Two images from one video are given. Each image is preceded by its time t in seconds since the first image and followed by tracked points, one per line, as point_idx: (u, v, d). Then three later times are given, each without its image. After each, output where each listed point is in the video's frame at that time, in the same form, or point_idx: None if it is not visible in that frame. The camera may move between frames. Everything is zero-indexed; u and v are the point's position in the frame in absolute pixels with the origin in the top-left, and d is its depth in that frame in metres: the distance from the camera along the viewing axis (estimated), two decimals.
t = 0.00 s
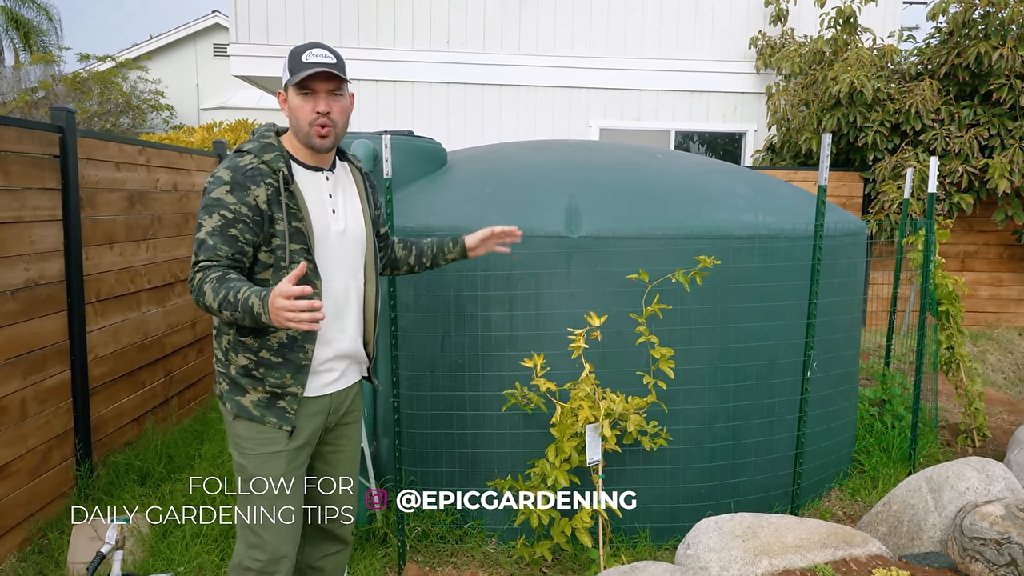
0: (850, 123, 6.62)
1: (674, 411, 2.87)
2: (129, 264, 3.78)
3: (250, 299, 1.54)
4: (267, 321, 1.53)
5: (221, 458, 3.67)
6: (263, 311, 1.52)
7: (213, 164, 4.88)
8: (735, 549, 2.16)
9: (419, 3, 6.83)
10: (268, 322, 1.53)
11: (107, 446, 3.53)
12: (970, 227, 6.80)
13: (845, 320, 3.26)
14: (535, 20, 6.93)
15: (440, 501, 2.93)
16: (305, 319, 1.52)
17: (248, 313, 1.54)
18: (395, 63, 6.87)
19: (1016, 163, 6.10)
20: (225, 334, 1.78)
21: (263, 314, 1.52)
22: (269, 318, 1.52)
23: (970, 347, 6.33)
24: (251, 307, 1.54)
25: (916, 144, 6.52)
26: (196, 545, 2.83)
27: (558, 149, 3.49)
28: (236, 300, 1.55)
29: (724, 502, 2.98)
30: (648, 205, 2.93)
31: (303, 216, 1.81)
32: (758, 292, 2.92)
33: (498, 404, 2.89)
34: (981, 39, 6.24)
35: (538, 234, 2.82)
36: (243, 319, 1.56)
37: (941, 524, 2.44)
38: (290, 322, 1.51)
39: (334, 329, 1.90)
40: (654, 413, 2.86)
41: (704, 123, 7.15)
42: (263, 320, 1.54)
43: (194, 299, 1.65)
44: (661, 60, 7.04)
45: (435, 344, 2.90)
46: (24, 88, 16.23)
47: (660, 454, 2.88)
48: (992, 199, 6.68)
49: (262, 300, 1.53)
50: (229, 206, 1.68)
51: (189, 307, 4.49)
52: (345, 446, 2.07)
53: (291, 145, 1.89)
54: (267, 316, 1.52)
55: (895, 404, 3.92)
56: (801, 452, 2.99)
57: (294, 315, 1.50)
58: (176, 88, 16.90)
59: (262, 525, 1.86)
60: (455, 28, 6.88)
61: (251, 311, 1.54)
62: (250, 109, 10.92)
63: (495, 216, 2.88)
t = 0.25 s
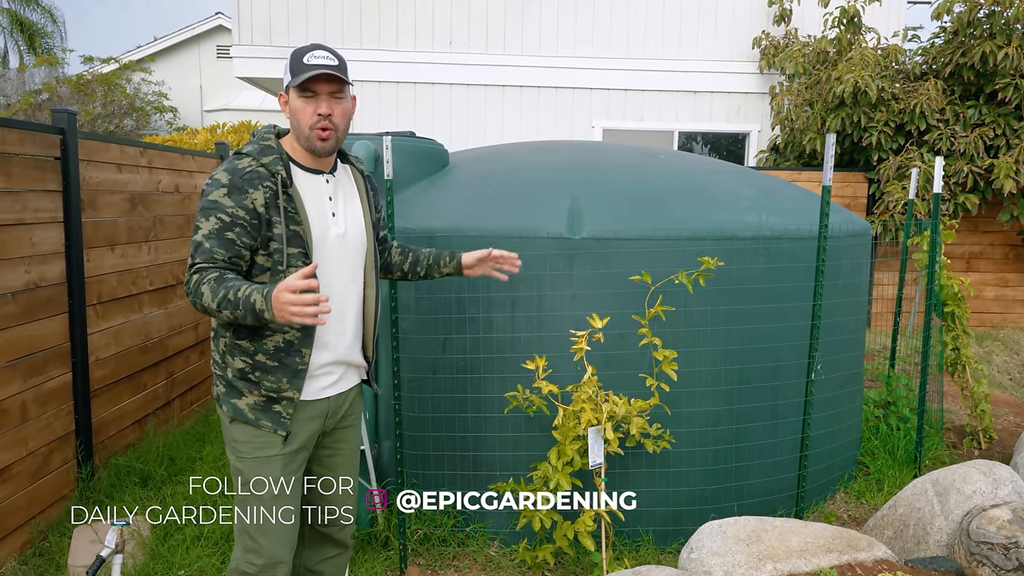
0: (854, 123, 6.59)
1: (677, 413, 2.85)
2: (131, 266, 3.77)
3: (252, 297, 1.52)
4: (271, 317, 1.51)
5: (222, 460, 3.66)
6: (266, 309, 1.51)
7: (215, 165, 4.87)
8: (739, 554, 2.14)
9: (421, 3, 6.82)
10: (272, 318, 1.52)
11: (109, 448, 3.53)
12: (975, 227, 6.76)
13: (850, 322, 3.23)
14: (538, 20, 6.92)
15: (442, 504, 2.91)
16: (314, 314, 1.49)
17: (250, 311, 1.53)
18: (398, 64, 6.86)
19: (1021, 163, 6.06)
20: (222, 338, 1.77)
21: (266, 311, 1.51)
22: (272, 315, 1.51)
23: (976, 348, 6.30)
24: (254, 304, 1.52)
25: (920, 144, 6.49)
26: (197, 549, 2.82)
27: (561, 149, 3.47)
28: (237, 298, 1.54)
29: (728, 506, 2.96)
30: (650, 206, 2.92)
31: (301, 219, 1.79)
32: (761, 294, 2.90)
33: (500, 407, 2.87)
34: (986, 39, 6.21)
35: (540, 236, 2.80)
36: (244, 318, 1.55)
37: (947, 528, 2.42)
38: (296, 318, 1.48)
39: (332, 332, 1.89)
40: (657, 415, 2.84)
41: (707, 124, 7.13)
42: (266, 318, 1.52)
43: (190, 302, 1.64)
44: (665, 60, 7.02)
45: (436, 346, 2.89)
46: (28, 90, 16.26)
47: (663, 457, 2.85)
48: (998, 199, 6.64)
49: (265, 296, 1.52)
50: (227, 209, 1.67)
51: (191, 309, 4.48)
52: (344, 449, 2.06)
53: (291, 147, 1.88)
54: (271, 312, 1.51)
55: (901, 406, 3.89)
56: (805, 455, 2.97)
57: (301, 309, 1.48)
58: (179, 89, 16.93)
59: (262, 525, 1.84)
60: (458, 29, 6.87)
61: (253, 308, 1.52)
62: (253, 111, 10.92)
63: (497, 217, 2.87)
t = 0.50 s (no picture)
0: (857, 123, 6.57)
1: (679, 415, 2.84)
2: (132, 267, 3.76)
3: (278, 272, 1.53)
4: (301, 288, 1.52)
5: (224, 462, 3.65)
6: (294, 279, 1.52)
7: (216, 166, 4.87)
8: (741, 557, 2.13)
9: (423, 4, 6.81)
10: (301, 288, 1.52)
11: (110, 449, 3.52)
12: (979, 227, 6.73)
13: (853, 323, 3.22)
14: (540, 21, 6.91)
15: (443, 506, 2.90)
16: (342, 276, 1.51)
17: (277, 286, 1.53)
18: (400, 65, 6.85)
19: None
20: (225, 338, 1.76)
21: (295, 282, 1.52)
22: (303, 283, 1.52)
23: (980, 349, 6.27)
24: (281, 279, 1.53)
25: (924, 144, 6.47)
26: (197, 551, 2.81)
27: (562, 150, 3.46)
28: (261, 277, 1.54)
29: (731, 508, 2.94)
30: (652, 207, 2.90)
31: (302, 217, 1.79)
32: (764, 295, 2.89)
33: (501, 409, 2.86)
34: (990, 39, 6.18)
35: (542, 236, 2.79)
36: (270, 295, 1.55)
37: (951, 531, 2.41)
38: (331, 280, 1.50)
39: (333, 333, 1.88)
40: (660, 417, 2.83)
41: (710, 124, 7.11)
42: (294, 289, 1.53)
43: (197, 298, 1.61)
44: (667, 60, 7.01)
45: (437, 347, 2.87)
46: (31, 91, 16.28)
47: (665, 459, 2.84)
48: (1001, 199, 6.62)
49: (292, 268, 1.53)
50: (231, 205, 1.65)
51: (193, 310, 4.48)
52: (345, 451, 2.05)
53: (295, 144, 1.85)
54: (300, 280, 1.51)
55: (904, 407, 3.87)
56: (808, 457, 2.95)
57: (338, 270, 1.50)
58: (181, 90, 16.95)
59: (264, 526, 1.83)
60: (460, 30, 6.86)
61: (280, 283, 1.53)
62: (255, 112, 10.91)
63: (498, 218, 2.86)
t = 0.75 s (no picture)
0: (860, 123, 6.55)
1: (681, 416, 2.83)
2: (133, 268, 3.76)
3: (294, 302, 1.54)
4: (312, 324, 1.54)
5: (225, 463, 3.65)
6: (309, 316, 1.54)
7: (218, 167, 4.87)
8: (743, 560, 2.12)
9: (425, 4, 6.81)
10: (312, 325, 1.55)
11: (110, 451, 3.52)
12: (982, 228, 6.71)
13: (856, 325, 3.20)
14: (541, 21, 6.90)
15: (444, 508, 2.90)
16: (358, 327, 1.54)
17: (288, 314, 1.55)
18: (401, 65, 6.85)
19: None
20: (224, 339, 1.75)
21: (308, 318, 1.54)
22: (316, 323, 1.54)
23: (983, 350, 6.26)
24: (294, 309, 1.54)
25: (927, 144, 6.45)
26: (198, 552, 2.80)
27: (564, 150, 3.45)
28: (273, 299, 1.55)
29: (733, 510, 2.93)
30: (654, 207, 2.89)
31: (309, 216, 1.78)
32: (767, 296, 2.88)
33: (503, 410, 2.85)
34: (993, 39, 6.17)
35: (543, 237, 2.78)
36: (275, 319, 1.56)
37: (955, 534, 2.39)
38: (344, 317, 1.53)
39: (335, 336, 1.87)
40: (661, 419, 2.82)
41: (712, 125, 7.11)
42: (305, 325, 1.55)
43: (187, 288, 1.58)
44: (669, 61, 7.00)
45: (438, 349, 2.87)
46: (34, 92, 16.31)
47: (667, 461, 2.83)
48: (1004, 200, 6.60)
49: (310, 304, 1.55)
50: (235, 200, 1.65)
51: (194, 311, 4.48)
52: (348, 453, 2.04)
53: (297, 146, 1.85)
54: (314, 319, 1.54)
55: (907, 409, 3.85)
56: (811, 459, 2.94)
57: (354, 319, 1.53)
58: (184, 91, 16.97)
59: (264, 526, 1.82)
60: (461, 30, 6.86)
61: (292, 313, 1.55)
62: (257, 113, 10.92)
63: (500, 219, 2.85)
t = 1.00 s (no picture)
0: (860, 124, 6.55)
1: (683, 418, 2.82)
2: (133, 270, 3.76)
3: (294, 319, 1.60)
4: (314, 339, 1.60)
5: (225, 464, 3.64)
6: (310, 331, 1.60)
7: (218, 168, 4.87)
8: (745, 562, 2.12)
9: (425, 5, 6.81)
10: (314, 339, 1.61)
11: (110, 453, 3.51)
12: (983, 229, 6.70)
13: (857, 326, 3.20)
14: (541, 22, 6.90)
15: (445, 509, 2.90)
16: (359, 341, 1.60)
17: (290, 330, 1.61)
18: (402, 67, 6.85)
19: None
20: (220, 344, 1.76)
21: (309, 333, 1.60)
22: (317, 336, 1.60)
23: (984, 351, 6.25)
24: (296, 325, 1.60)
25: (927, 145, 6.44)
26: (198, 555, 2.79)
27: (565, 152, 3.45)
28: (274, 317, 1.61)
29: (735, 512, 2.92)
30: (655, 209, 2.89)
31: (302, 224, 1.77)
32: (768, 297, 2.87)
33: (503, 412, 2.85)
34: (993, 39, 6.17)
35: (544, 238, 2.78)
36: (278, 334, 1.62)
37: (957, 535, 2.38)
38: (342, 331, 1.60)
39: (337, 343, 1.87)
40: (662, 420, 2.81)
41: (712, 125, 7.11)
42: (307, 338, 1.61)
43: (190, 308, 1.63)
44: (669, 61, 7.00)
45: (439, 350, 2.86)
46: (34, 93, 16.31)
47: (668, 463, 2.82)
48: (1005, 200, 6.60)
49: (309, 320, 1.60)
50: (226, 214, 1.65)
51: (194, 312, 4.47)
52: (348, 455, 2.04)
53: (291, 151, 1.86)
54: (315, 334, 1.60)
55: (909, 410, 3.84)
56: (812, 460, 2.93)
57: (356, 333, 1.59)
58: (184, 92, 16.98)
59: (264, 527, 1.81)
60: (461, 31, 6.86)
61: (294, 329, 1.61)
62: (257, 114, 10.91)
63: (500, 221, 2.85)
